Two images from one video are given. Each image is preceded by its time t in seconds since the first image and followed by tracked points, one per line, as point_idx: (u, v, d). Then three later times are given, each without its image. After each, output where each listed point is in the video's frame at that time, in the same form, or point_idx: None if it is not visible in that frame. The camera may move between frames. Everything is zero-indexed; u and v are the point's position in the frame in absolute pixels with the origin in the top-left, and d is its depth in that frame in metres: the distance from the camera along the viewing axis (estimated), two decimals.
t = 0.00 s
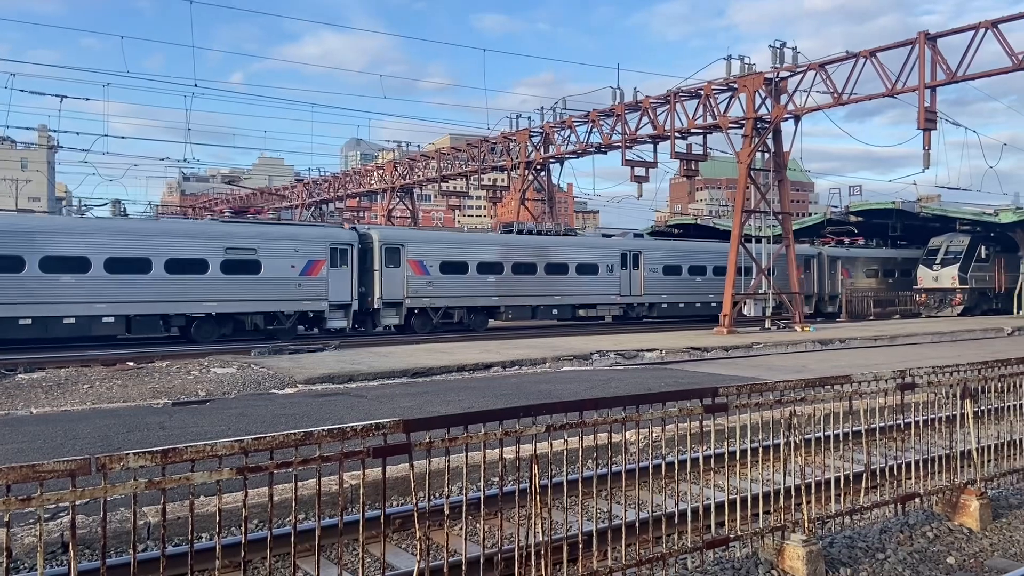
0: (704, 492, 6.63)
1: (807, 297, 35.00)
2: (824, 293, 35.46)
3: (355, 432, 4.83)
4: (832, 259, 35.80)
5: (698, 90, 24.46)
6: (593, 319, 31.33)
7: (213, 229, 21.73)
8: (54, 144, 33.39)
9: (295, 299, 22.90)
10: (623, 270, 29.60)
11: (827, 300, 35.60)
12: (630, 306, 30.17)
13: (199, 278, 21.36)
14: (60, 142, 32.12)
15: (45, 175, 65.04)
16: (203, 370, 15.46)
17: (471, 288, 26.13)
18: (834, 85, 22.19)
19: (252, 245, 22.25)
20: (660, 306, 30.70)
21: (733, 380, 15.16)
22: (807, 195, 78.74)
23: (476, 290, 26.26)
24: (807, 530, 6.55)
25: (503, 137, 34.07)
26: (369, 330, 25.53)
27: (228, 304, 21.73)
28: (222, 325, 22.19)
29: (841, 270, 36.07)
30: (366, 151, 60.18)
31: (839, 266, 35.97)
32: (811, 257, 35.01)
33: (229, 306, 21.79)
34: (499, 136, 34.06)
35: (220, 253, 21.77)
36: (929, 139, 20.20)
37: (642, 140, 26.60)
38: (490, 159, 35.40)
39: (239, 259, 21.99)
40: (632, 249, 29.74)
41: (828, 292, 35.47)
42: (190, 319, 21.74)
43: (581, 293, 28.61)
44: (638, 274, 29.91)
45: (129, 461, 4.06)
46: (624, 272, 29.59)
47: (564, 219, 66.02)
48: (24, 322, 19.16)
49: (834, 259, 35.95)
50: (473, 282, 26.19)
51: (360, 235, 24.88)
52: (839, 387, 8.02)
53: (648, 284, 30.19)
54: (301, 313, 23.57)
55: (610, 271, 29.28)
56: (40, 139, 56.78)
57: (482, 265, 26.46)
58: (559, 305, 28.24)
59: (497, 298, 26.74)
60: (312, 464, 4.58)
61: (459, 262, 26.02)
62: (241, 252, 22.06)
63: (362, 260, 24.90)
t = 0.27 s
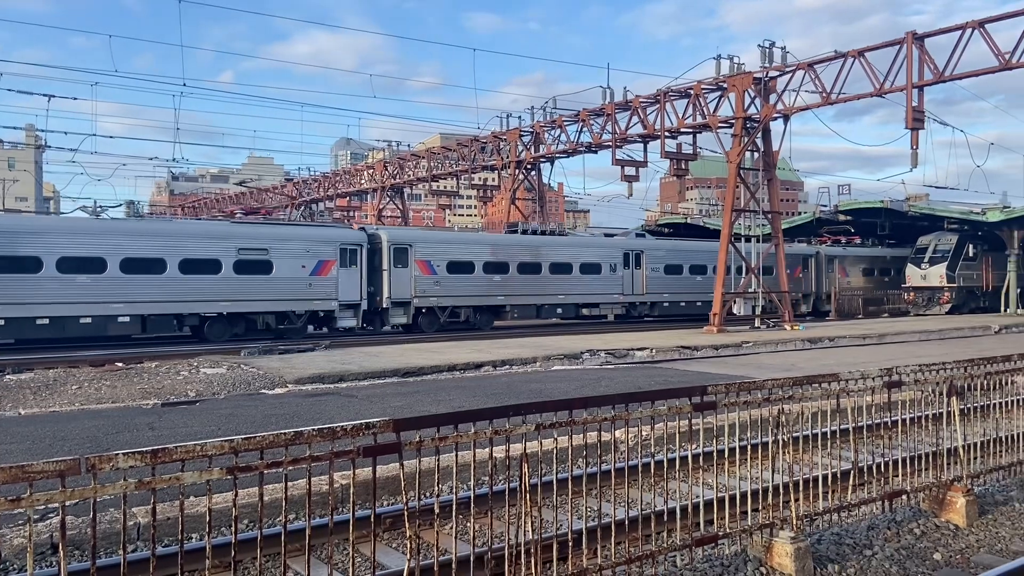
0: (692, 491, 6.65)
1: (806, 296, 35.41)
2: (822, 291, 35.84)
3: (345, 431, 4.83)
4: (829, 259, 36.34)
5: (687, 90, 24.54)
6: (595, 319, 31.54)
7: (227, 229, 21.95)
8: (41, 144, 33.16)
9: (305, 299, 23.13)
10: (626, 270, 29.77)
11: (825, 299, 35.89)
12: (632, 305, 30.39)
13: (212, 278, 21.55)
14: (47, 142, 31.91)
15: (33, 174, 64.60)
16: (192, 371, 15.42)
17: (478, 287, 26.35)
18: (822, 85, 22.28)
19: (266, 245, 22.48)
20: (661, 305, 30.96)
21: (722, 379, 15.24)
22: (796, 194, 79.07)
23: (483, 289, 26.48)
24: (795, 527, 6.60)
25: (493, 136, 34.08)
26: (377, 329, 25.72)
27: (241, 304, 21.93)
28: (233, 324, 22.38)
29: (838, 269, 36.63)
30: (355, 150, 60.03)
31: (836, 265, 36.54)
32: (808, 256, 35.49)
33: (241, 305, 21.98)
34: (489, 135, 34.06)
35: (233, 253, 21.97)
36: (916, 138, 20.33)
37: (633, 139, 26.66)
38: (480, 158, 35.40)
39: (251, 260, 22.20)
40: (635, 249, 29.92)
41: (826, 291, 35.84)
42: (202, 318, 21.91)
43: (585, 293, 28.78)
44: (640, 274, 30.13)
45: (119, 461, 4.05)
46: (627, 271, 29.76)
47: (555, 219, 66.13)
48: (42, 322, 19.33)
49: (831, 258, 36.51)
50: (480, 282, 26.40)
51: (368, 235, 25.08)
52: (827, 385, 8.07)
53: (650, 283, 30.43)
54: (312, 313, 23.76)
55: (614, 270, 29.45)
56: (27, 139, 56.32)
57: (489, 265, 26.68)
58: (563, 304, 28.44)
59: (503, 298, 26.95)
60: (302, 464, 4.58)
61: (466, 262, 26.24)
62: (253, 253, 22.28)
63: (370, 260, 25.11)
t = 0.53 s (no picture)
0: (682, 490, 6.67)
1: (805, 295, 35.90)
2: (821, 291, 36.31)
3: (336, 432, 4.84)
4: (828, 259, 36.89)
5: (678, 90, 24.61)
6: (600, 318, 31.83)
7: (240, 231, 22.42)
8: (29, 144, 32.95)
9: (317, 299, 23.63)
10: (629, 270, 30.13)
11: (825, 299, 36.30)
12: (635, 305, 30.70)
13: (227, 279, 21.99)
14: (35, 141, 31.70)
15: (21, 175, 64.20)
16: (183, 372, 15.39)
17: (484, 288, 26.88)
18: (812, 86, 22.38)
19: (280, 246, 22.97)
20: (664, 305, 31.30)
21: (713, 378, 15.32)
22: (787, 194, 79.29)
23: (489, 289, 27.00)
24: (784, 526, 6.63)
25: (485, 137, 34.08)
26: (386, 329, 26.26)
27: (255, 304, 22.40)
28: (247, 324, 22.83)
29: (837, 269, 37.22)
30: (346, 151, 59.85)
31: (835, 265, 37.13)
32: (808, 257, 36.01)
33: (255, 305, 22.45)
34: (481, 136, 34.07)
35: (246, 254, 22.42)
36: (906, 139, 20.44)
37: (624, 140, 26.72)
38: (472, 158, 35.40)
39: (265, 261, 22.69)
40: (638, 250, 30.28)
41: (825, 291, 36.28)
42: (217, 319, 22.32)
43: (588, 293, 29.12)
44: (643, 274, 30.47)
45: (110, 461, 4.05)
46: (630, 272, 30.12)
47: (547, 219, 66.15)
48: (62, 323, 19.72)
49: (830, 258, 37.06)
50: (487, 282, 26.91)
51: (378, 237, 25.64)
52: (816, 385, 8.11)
53: (653, 283, 30.78)
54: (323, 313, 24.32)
55: (617, 271, 29.81)
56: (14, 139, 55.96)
57: (495, 266, 27.16)
58: (568, 304, 28.82)
59: (510, 298, 27.40)
60: (293, 464, 4.59)
61: (473, 263, 26.75)
62: (267, 254, 22.77)
63: (380, 261, 25.67)
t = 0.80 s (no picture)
0: (674, 490, 6.67)
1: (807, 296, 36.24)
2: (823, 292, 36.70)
3: (328, 432, 4.83)
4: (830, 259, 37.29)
5: (671, 90, 24.65)
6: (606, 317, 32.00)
7: (236, 232, 22.28)
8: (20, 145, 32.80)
9: (330, 299, 23.82)
10: (634, 270, 30.24)
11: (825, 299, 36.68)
12: (640, 305, 30.84)
13: (242, 279, 22.19)
14: (26, 141, 31.53)
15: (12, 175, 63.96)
16: (176, 373, 15.35)
17: (494, 288, 26.94)
18: (805, 87, 22.46)
19: (293, 246, 23.12)
20: (668, 305, 31.45)
21: (706, 378, 15.37)
22: (780, 194, 79.46)
23: (499, 290, 27.07)
24: (776, 525, 6.65)
25: (479, 137, 34.07)
26: (397, 328, 26.35)
27: (271, 304, 22.65)
28: (262, 324, 23.05)
29: (839, 269, 37.63)
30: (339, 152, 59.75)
31: (837, 265, 37.55)
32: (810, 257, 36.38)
33: (271, 306, 22.70)
34: (474, 136, 34.06)
35: (262, 255, 22.61)
36: (898, 139, 20.53)
37: (617, 140, 26.76)
38: (466, 159, 35.39)
39: (280, 261, 22.88)
40: (643, 250, 30.37)
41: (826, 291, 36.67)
42: (232, 319, 22.55)
43: (594, 292, 29.22)
44: (648, 274, 30.61)
45: (101, 462, 4.03)
46: (635, 272, 30.23)
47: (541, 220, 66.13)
48: (81, 323, 20.08)
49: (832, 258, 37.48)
50: (496, 282, 26.98)
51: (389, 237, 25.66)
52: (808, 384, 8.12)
53: (658, 283, 30.93)
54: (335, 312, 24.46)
55: (622, 271, 29.91)
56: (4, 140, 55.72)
57: (504, 266, 27.22)
58: (574, 304, 28.94)
59: (518, 297, 27.46)
60: (286, 464, 4.58)
61: (482, 263, 26.81)
62: (281, 255, 22.93)
63: (391, 261, 25.70)
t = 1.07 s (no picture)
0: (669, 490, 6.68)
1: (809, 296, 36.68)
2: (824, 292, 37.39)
3: (323, 431, 4.83)
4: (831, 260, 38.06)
5: (666, 91, 24.68)
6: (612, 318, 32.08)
7: (232, 233, 22.06)
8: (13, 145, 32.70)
9: (345, 299, 23.91)
10: (641, 270, 30.29)
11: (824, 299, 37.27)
12: (647, 305, 30.89)
13: (259, 280, 22.28)
14: (19, 142, 31.44)
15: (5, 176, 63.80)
16: (171, 374, 15.31)
17: (505, 288, 26.95)
18: (799, 87, 22.49)
19: (308, 247, 23.20)
20: (674, 305, 31.54)
21: (700, 378, 15.43)
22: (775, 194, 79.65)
23: (509, 290, 27.07)
24: (771, 524, 6.67)
25: (474, 137, 34.07)
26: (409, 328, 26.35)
27: (288, 304, 22.75)
28: (278, 324, 23.09)
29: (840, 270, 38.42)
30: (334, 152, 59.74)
31: (838, 266, 38.31)
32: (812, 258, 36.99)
33: (288, 305, 22.80)
34: (470, 136, 34.05)
35: (278, 257, 22.69)
36: (892, 139, 20.58)
37: (612, 140, 26.79)
38: (461, 159, 35.38)
39: (295, 262, 22.96)
40: (649, 250, 30.43)
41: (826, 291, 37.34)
42: (249, 319, 22.64)
43: (601, 292, 29.23)
44: (654, 275, 30.68)
45: (95, 462, 4.02)
46: (642, 272, 30.28)
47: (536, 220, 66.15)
48: (103, 323, 20.13)
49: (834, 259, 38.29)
50: (507, 283, 26.99)
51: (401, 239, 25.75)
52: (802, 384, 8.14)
53: (665, 284, 31.00)
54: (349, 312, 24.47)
55: (630, 271, 29.96)
56: None
57: (514, 266, 27.21)
58: (582, 304, 28.97)
59: (528, 297, 27.45)
60: (280, 464, 4.58)
61: (493, 263, 26.84)
62: (297, 256, 23.00)
63: (403, 262, 25.75)
